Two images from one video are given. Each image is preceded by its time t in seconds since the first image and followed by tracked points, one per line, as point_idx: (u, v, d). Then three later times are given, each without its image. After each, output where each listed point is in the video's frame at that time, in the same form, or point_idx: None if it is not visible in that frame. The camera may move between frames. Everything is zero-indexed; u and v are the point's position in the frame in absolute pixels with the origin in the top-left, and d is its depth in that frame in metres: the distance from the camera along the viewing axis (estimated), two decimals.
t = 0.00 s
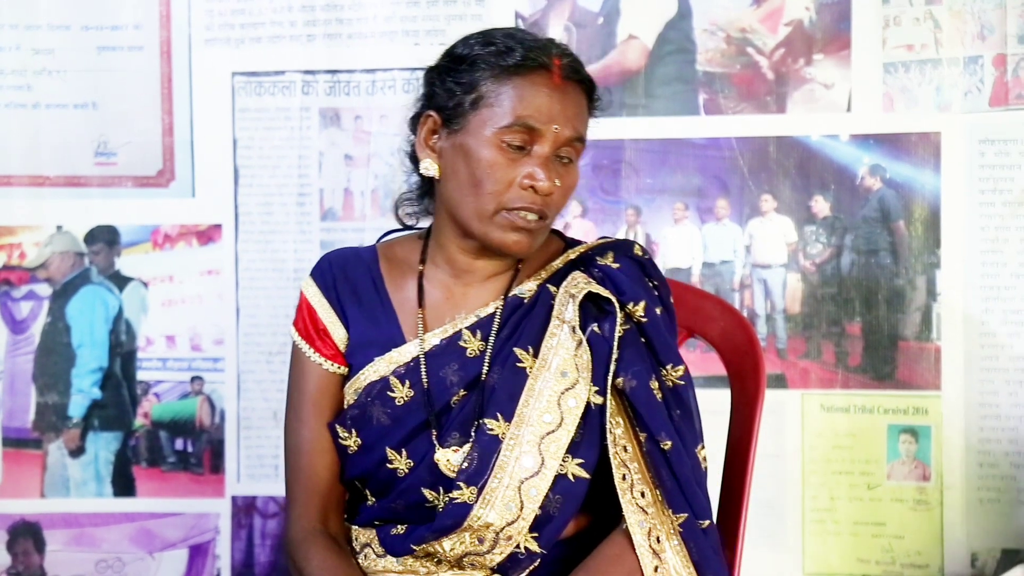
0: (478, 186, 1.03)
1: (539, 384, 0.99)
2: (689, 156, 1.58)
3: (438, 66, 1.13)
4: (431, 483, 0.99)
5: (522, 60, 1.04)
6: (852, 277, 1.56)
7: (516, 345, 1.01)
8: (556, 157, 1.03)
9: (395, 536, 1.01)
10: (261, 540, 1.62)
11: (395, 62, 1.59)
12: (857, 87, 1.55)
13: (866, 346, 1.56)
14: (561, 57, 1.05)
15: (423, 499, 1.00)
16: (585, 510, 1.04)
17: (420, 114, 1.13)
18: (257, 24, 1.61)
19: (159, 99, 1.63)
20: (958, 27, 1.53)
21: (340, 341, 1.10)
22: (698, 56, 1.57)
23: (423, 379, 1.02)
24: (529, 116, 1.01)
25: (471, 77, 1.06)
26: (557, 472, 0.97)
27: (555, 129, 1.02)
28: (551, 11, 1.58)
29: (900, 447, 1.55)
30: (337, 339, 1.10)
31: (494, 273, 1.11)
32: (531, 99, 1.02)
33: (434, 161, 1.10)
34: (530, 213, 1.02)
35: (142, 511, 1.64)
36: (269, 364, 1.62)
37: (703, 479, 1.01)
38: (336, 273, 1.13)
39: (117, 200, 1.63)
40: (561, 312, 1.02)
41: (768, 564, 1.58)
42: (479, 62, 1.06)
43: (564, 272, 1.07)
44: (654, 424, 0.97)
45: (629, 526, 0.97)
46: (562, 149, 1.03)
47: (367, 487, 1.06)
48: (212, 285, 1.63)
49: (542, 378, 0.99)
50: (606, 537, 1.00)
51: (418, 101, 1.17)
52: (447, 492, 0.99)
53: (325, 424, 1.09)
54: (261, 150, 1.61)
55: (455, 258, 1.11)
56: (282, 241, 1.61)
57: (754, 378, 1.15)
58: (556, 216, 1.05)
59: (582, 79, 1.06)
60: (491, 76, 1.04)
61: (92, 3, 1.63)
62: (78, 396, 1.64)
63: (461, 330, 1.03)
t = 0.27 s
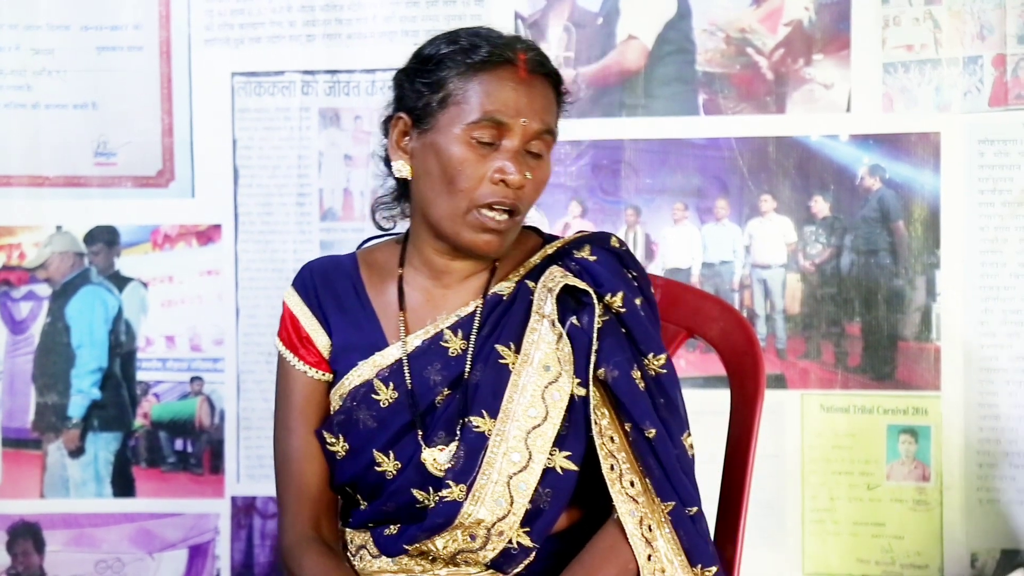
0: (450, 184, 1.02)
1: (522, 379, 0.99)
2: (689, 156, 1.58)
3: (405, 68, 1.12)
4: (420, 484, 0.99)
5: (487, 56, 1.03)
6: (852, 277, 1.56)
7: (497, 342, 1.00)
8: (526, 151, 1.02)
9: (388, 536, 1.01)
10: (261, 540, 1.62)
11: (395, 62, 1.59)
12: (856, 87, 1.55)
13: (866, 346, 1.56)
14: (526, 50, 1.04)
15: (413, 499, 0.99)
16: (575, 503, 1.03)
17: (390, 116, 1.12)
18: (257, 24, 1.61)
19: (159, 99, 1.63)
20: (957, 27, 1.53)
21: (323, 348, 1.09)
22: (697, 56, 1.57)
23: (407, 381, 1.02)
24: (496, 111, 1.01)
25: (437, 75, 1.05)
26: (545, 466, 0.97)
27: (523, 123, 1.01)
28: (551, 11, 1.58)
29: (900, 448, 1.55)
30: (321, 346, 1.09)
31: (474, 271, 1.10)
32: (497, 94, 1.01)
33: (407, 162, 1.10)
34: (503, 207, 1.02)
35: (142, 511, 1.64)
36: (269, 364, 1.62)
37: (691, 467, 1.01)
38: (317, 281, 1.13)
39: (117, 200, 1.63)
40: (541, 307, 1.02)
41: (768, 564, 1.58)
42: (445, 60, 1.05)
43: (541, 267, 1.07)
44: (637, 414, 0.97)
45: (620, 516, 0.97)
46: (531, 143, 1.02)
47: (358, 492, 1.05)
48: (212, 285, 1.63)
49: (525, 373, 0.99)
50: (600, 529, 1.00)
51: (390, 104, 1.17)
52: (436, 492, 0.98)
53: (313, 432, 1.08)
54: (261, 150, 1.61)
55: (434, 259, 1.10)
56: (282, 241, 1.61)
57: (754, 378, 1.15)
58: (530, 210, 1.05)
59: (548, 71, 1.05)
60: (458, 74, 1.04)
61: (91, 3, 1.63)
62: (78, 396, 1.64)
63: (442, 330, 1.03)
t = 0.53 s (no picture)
0: (430, 184, 1.03)
1: (513, 376, 0.99)
2: (696, 157, 1.58)
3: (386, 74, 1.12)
4: (416, 484, 0.99)
5: (463, 56, 1.03)
6: (859, 278, 1.56)
7: (486, 341, 1.00)
8: (504, 148, 1.02)
9: (386, 536, 1.00)
10: (268, 541, 1.62)
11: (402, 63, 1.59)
12: (863, 88, 1.54)
13: (873, 347, 1.56)
14: (502, 49, 1.04)
15: (409, 500, 0.99)
16: (572, 498, 1.03)
17: (372, 122, 1.13)
18: (264, 25, 1.61)
19: (165, 100, 1.63)
20: (965, 27, 1.53)
21: (316, 354, 1.09)
22: (704, 56, 1.57)
23: (398, 382, 1.01)
24: (473, 110, 1.01)
25: (415, 78, 1.05)
26: (539, 461, 0.97)
27: (500, 121, 1.01)
28: (557, 12, 1.58)
29: (907, 449, 1.55)
30: (313, 353, 1.09)
31: (461, 271, 1.10)
32: (474, 93, 1.02)
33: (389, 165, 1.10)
34: (484, 205, 1.02)
35: (148, 512, 1.64)
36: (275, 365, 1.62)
37: (683, 459, 1.00)
38: (308, 289, 1.12)
39: (123, 202, 1.64)
40: (528, 304, 1.01)
41: (774, 565, 1.58)
42: (421, 62, 1.05)
43: (529, 265, 1.06)
44: (627, 406, 0.96)
45: (616, 508, 0.96)
46: (510, 140, 1.02)
47: (355, 496, 1.04)
48: (218, 286, 1.63)
49: (515, 370, 0.99)
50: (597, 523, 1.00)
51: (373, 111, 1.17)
52: (432, 491, 0.98)
53: (309, 438, 1.08)
54: (268, 151, 1.62)
55: (421, 262, 1.10)
56: (289, 242, 1.61)
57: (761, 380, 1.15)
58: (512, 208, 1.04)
59: (526, 68, 1.05)
60: (434, 75, 1.04)
61: (98, 5, 1.63)
62: (84, 397, 1.64)
63: (432, 330, 1.03)
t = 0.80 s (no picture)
0: (417, 182, 1.03)
1: (505, 374, 0.98)
2: (698, 157, 1.58)
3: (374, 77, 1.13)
4: (410, 483, 0.99)
5: (448, 55, 1.04)
6: (861, 278, 1.56)
7: (478, 339, 1.00)
8: (490, 145, 1.02)
9: (382, 535, 1.00)
10: (271, 541, 1.62)
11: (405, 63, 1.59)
12: (866, 88, 1.54)
13: (875, 347, 1.56)
14: (487, 48, 1.05)
15: (404, 499, 0.99)
16: (568, 496, 1.03)
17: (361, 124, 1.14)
18: (266, 25, 1.61)
19: (168, 100, 1.63)
20: (967, 27, 1.53)
21: (311, 356, 1.09)
22: (707, 56, 1.57)
23: (391, 382, 1.01)
24: (458, 107, 1.02)
25: (401, 78, 1.06)
26: (533, 458, 0.97)
27: (485, 118, 1.02)
28: (560, 12, 1.58)
29: (910, 449, 1.55)
30: (308, 355, 1.09)
31: (452, 271, 1.10)
32: (459, 91, 1.02)
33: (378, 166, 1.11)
34: (470, 202, 1.02)
35: (151, 512, 1.64)
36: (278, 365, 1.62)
37: (678, 453, 1.00)
38: (301, 292, 1.13)
39: (126, 202, 1.64)
40: (519, 302, 1.01)
41: (777, 565, 1.58)
42: (407, 63, 1.06)
43: (520, 263, 1.06)
44: (618, 402, 0.96)
45: (611, 504, 0.96)
46: (496, 137, 1.03)
47: (352, 497, 1.04)
48: (221, 286, 1.63)
49: (507, 367, 0.98)
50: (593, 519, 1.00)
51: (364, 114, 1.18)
52: (427, 490, 0.98)
53: (306, 439, 1.08)
54: (271, 152, 1.62)
55: (413, 262, 1.10)
56: (291, 242, 1.61)
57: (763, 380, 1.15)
58: (500, 205, 1.04)
59: (511, 66, 1.05)
60: (420, 75, 1.05)
61: (101, 5, 1.64)
62: (87, 397, 1.64)
63: (424, 330, 1.03)
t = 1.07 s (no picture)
0: (421, 181, 1.03)
1: (510, 373, 0.98)
2: (706, 158, 1.58)
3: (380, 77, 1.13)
4: (416, 483, 0.98)
5: (452, 55, 1.04)
6: (869, 279, 1.56)
7: (483, 339, 1.00)
8: (494, 145, 1.02)
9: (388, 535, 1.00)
10: (278, 542, 1.62)
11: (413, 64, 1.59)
12: (874, 88, 1.54)
13: (883, 348, 1.56)
14: (492, 48, 1.05)
15: (410, 498, 0.98)
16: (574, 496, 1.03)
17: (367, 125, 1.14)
18: (275, 26, 1.61)
19: (176, 101, 1.63)
20: (976, 28, 1.53)
21: (317, 357, 1.09)
22: (715, 57, 1.56)
23: (397, 382, 1.01)
24: (462, 107, 1.01)
25: (406, 78, 1.06)
26: (538, 457, 0.97)
27: (489, 118, 1.01)
28: (568, 13, 1.58)
29: (918, 450, 1.54)
30: (314, 356, 1.09)
31: (458, 271, 1.10)
32: (463, 91, 1.02)
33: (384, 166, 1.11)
34: (474, 201, 1.01)
35: (159, 512, 1.64)
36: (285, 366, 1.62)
37: (682, 453, 1.00)
38: (308, 294, 1.12)
39: (134, 202, 1.64)
40: (524, 302, 1.00)
41: (784, 566, 1.58)
42: (412, 63, 1.06)
43: (526, 262, 1.06)
44: (623, 401, 0.96)
45: (616, 503, 0.96)
46: (500, 137, 1.02)
47: (358, 497, 1.04)
48: (229, 287, 1.63)
49: (512, 367, 0.98)
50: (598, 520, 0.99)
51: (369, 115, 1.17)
52: (433, 490, 0.97)
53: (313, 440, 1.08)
54: (279, 153, 1.62)
55: (419, 262, 1.10)
56: (299, 243, 1.61)
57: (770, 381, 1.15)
58: (505, 205, 1.04)
59: (516, 66, 1.05)
60: (425, 75, 1.05)
61: (109, 6, 1.64)
62: (95, 397, 1.64)
63: (430, 330, 1.03)
